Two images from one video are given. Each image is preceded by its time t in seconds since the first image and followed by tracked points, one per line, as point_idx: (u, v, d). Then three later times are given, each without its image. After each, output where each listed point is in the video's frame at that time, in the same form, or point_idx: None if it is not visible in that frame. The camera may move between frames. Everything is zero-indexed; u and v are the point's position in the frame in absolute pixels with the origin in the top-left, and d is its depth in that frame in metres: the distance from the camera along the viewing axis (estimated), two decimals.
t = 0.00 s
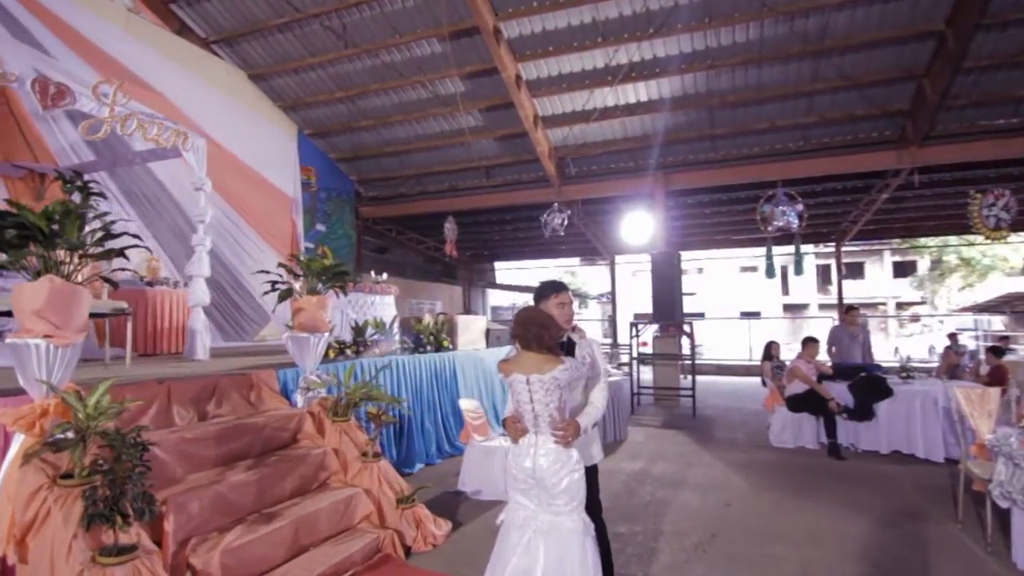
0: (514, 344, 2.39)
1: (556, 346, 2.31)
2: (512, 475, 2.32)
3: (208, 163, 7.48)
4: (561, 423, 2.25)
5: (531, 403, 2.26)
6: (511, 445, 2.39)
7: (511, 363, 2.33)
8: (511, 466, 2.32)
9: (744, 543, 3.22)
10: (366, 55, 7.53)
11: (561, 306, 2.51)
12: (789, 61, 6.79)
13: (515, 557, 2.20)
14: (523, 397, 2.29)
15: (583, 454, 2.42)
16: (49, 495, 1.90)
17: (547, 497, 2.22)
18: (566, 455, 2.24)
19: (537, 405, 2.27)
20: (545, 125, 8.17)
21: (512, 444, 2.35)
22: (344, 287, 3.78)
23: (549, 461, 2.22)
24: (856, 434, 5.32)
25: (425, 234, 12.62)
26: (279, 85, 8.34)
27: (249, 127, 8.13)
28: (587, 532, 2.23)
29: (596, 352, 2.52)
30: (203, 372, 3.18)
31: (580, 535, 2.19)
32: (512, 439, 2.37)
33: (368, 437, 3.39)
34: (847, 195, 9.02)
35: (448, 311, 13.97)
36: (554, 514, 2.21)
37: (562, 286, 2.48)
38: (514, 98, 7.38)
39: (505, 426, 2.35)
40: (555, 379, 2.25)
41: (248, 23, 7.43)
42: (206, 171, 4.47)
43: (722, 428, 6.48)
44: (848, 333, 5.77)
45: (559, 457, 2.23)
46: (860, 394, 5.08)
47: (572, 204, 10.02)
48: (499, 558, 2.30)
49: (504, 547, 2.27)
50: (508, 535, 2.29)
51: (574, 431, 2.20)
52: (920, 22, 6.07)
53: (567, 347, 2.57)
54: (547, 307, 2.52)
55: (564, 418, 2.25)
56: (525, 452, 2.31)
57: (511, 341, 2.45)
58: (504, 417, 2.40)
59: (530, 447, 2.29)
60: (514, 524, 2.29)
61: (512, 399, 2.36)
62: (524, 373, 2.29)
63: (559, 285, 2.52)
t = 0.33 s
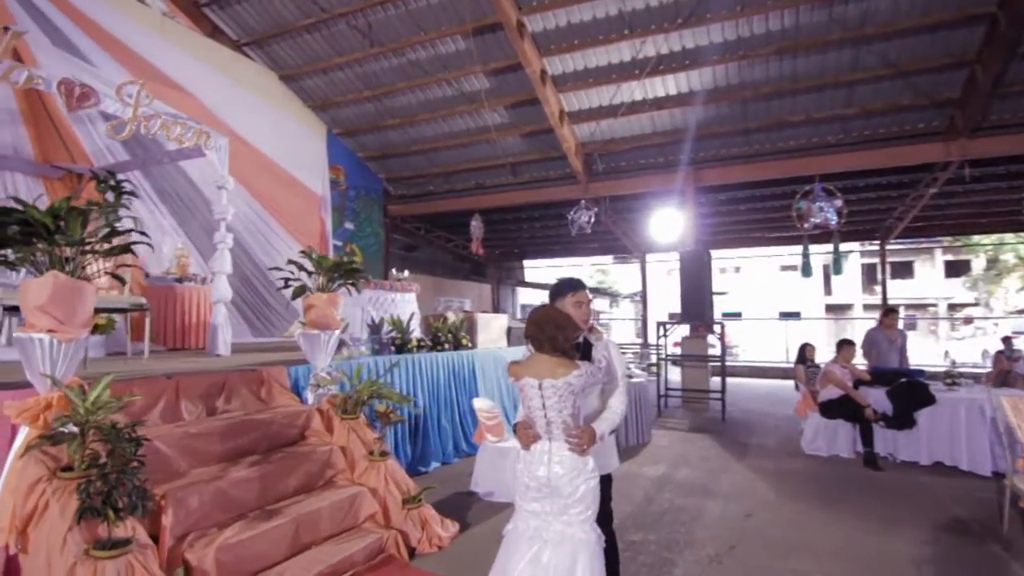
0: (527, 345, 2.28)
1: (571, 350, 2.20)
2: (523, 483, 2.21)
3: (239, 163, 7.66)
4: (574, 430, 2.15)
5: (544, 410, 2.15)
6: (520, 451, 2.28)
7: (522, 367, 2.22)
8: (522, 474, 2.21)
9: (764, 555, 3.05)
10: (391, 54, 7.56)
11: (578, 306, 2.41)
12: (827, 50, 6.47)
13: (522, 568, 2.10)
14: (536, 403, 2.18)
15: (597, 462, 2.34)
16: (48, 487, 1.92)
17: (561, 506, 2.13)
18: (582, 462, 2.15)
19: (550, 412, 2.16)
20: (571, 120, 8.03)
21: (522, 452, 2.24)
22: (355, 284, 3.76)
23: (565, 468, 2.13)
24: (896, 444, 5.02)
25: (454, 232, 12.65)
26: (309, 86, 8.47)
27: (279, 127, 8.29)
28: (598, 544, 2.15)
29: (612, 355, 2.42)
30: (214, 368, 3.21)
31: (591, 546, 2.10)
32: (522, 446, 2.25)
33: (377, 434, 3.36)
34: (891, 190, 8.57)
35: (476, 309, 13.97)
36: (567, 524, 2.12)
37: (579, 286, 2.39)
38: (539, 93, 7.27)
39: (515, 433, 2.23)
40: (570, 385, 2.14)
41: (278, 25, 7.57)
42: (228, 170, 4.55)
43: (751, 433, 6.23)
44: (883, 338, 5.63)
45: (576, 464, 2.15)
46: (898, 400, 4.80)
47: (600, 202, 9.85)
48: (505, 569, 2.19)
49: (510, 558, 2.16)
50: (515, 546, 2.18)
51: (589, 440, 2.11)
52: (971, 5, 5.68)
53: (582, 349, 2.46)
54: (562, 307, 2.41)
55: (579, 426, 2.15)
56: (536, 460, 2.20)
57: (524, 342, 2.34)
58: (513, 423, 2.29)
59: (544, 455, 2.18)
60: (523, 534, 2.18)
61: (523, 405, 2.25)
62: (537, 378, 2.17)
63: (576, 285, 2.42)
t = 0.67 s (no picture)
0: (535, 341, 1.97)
1: (583, 348, 1.88)
2: (528, 490, 1.93)
3: (271, 161, 7.81)
4: (585, 435, 1.86)
5: (552, 413, 1.86)
6: (525, 454, 2.00)
7: (530, 365, 1.92)
8: (527, 480, 1.93)
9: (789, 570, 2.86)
10: (418, 51, 7.55)
11: (592, 303, 2.04)
12: (870, 34, 6.11)
13: None
14: (543, 405, 1.88)
15: (608, 467, 2.06)
16: (52, 477, 1.96)
17: (568, 515, 1.85)
18: (592, 469, 1.86)
19: (559, 415, 1.86)
20: (599, 115, 7.87)
21: (528, 455, 1.96)
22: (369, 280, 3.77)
23: (574, 475, 1.85)
24: (940, 452, 4.69)
25: (484, 229, 12.62)
26: (339, 85, 8.57)
27: (309, 126, 8.42)
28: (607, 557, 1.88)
29: (630, 354, 2.07)
30: (229, 362, 3.26)
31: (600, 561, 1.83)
32: (528, 449, 1.98)
33: (388, 432, 3.35)
34: (944, 183, 8.04)
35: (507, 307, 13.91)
36: (573, 534, 1.84)
37: (595, 279, 2.02)
38: (565, 87, 7.13)
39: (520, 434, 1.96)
40: (580, 388, 1.83)
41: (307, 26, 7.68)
42: (252, 168, 4.63)
43: (786, 438, 5.95)
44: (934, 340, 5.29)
45: (586, 471, 1.85)
46: (945, 406, 4.49)
47: (631, 198, 9.64)
48: None
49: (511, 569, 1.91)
50: (517, 555, 1.92)
51: (601, 444, 1.84)
52: None
53: (596, 348, 2.12)
54: (575, 303, 2.05)
55: (591, 431, 1.85)
56: (543, 464, 1.91)
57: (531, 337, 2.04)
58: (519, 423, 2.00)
59: (552, 460, 1.89)
60: (527, 545, 1.91)
61: (529, 405, 1.95)
62: (545, 377, 1.87)
63: (591, 277, 2.06)
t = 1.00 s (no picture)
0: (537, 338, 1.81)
1: (584, 346, 1.69)
2: (526, 497, 1.75)
3: (299, 162, 7.95)
4: (586, 439, 1.66)
5: (550, 416, 1.68)
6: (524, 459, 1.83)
7: (528, 364, 1.75)
8: (525, 486, 1.76)
9: None
10: (441, 49, 7.55)
11: (598, 301, 1.82)
12: (913, 15, 5.75)
13: None
14: (541, 408, 1.71)
15: (615, 475, 1.83)
16: (54, 472, 1.99)
17: (568, 525, 1.66)
18: (594, 476, 1.67)
19: (557, 418, 1.68)
20: (624, 109, 7.69)
21: (526, 461, 1.79)
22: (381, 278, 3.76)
23: (574, 482, 1.66)
24: (990, 460, 4.36)
25: (512, 228, 12.57)
26: (365, 86, 8.65)
27: (336, 128, 8.53)
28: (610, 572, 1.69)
29: (640, 354, 1.82)
30: (243, 359, 3.29)
31: None
32: (526, 453, 1.81)
33: (398, 431, 3.30)
34: (998, 173, 7.53)
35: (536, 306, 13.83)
36: (573, 546, 1.65)
37: (600, 274, 1.81)
38: (589, 81, 7.00)
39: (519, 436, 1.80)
40: (580, 390, 1.64)
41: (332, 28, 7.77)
42: (271, 169, 4.70)
43: (822, 442, 5.67)
44: (986, 339, 4.96)
45: (588, 478, 1.67)
46: (995, 411, 4.21)
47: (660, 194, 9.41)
48: None
49: None
50: (513, 567, 1.75)
51: (603, 451, 1.63)
52: None
53: (603, 347, 1.90)
54: (578, 299, 1.83)
55: (592, 436, 1.64)
56: (542, 470, 1.74)
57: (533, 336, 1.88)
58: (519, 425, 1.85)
59: (551, 465, 1.71)
60: (523, 557, 1.73)
61: (528, 406, 1.79)
62: (543, 377, 1.69)
63: (598, 271, 1.84)
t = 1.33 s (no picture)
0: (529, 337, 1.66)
1: (581, 345, 1.54)
2: (520, 502, 1.59)
3: (328, 164, 8.06)
4: (582, 444, 1.49)
5: (544, 418, 1.52)
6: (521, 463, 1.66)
7: (520, 364, 1.61)
8: (518, 490, 1.60)
9: None
10: (465, 47, 7.53)
11: (596, 298, 1.66)
12: None
13: None
14: (534, 410, 1.54)
15: (616, 480, 1.68)
16: (64, 468, 2.04)
17: (563, 534, 1.49)
18: (591, 482, 1.50)
19: (551, 421, 1.51)
20: (651, 101, 7.49)
21: (521, 465, 1.63)
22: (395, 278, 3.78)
23: (570, 488, 1.49)
24: None
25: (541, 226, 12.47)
26: (392, 88, 8.72)
27: (364, 129, 8.63)
28: None
29: (642, 352, 1.65)
30: (260, 358, 3.33)
31: None
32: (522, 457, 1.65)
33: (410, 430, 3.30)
34: None
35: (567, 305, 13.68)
36: (568, 557, 1.47)
37: (598, 270, 1.67)
38: (614, 74, 6.84)
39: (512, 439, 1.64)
40: (575, 392, 1.49)
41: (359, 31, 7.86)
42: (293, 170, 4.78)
43: (863, 446, 5.36)
44: None
45: (583, 484, 1.50)
46: None
47: (691, 188, 9.14)
48: None
49: None
50: None
51: (601, 454, 1.46)
52: None
53: (602, 347, 1.74)
54: (575, 296, 1.68)
55: (589, 440, 1.48)
56: (536, 474, 1.57)
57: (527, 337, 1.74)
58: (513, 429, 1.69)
59: (545, 470, 1.54)
60: (516, 564, 1.55)
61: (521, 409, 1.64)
62: (536, 377, 1.55)
63: (596, 266, 1.69)
